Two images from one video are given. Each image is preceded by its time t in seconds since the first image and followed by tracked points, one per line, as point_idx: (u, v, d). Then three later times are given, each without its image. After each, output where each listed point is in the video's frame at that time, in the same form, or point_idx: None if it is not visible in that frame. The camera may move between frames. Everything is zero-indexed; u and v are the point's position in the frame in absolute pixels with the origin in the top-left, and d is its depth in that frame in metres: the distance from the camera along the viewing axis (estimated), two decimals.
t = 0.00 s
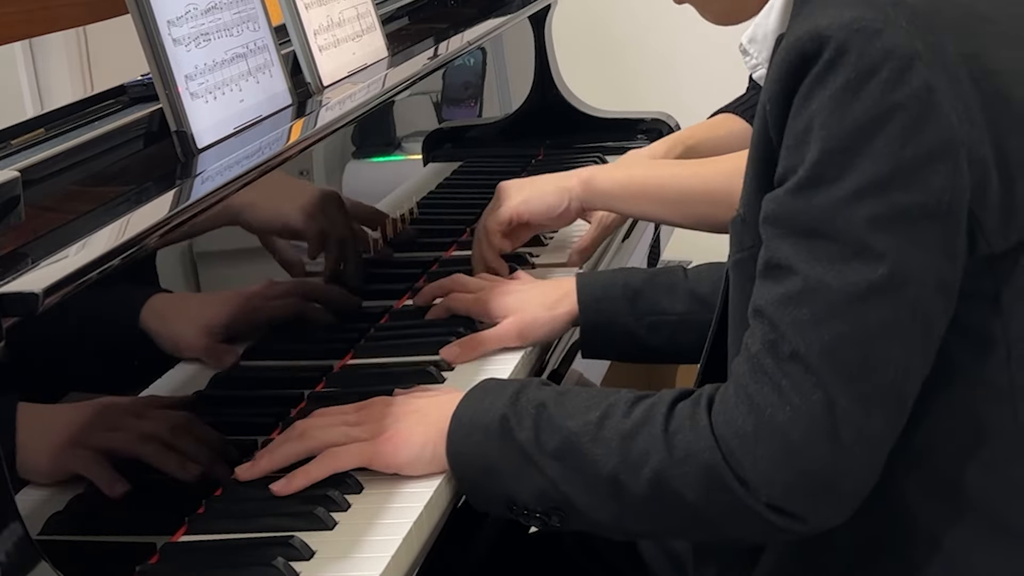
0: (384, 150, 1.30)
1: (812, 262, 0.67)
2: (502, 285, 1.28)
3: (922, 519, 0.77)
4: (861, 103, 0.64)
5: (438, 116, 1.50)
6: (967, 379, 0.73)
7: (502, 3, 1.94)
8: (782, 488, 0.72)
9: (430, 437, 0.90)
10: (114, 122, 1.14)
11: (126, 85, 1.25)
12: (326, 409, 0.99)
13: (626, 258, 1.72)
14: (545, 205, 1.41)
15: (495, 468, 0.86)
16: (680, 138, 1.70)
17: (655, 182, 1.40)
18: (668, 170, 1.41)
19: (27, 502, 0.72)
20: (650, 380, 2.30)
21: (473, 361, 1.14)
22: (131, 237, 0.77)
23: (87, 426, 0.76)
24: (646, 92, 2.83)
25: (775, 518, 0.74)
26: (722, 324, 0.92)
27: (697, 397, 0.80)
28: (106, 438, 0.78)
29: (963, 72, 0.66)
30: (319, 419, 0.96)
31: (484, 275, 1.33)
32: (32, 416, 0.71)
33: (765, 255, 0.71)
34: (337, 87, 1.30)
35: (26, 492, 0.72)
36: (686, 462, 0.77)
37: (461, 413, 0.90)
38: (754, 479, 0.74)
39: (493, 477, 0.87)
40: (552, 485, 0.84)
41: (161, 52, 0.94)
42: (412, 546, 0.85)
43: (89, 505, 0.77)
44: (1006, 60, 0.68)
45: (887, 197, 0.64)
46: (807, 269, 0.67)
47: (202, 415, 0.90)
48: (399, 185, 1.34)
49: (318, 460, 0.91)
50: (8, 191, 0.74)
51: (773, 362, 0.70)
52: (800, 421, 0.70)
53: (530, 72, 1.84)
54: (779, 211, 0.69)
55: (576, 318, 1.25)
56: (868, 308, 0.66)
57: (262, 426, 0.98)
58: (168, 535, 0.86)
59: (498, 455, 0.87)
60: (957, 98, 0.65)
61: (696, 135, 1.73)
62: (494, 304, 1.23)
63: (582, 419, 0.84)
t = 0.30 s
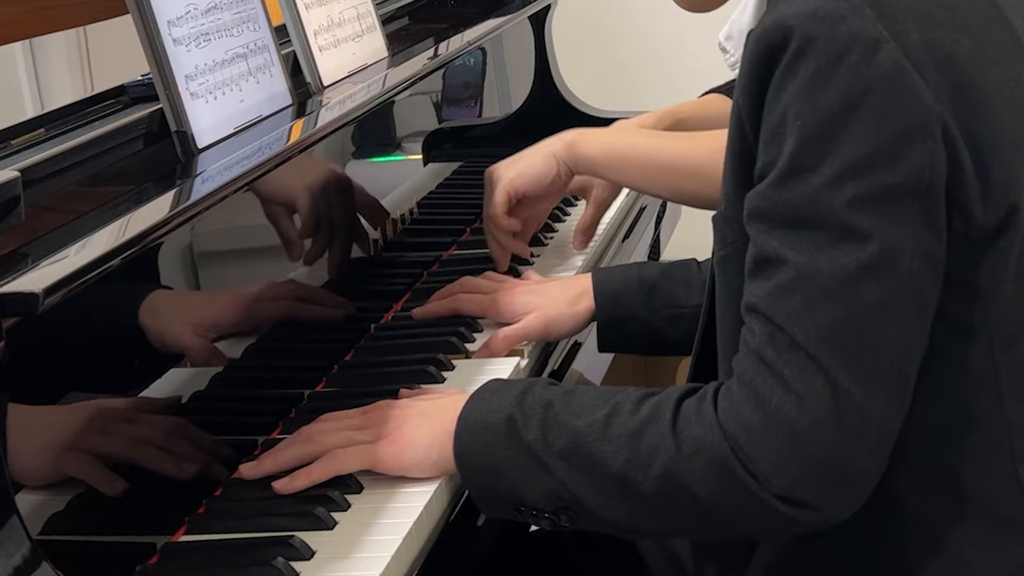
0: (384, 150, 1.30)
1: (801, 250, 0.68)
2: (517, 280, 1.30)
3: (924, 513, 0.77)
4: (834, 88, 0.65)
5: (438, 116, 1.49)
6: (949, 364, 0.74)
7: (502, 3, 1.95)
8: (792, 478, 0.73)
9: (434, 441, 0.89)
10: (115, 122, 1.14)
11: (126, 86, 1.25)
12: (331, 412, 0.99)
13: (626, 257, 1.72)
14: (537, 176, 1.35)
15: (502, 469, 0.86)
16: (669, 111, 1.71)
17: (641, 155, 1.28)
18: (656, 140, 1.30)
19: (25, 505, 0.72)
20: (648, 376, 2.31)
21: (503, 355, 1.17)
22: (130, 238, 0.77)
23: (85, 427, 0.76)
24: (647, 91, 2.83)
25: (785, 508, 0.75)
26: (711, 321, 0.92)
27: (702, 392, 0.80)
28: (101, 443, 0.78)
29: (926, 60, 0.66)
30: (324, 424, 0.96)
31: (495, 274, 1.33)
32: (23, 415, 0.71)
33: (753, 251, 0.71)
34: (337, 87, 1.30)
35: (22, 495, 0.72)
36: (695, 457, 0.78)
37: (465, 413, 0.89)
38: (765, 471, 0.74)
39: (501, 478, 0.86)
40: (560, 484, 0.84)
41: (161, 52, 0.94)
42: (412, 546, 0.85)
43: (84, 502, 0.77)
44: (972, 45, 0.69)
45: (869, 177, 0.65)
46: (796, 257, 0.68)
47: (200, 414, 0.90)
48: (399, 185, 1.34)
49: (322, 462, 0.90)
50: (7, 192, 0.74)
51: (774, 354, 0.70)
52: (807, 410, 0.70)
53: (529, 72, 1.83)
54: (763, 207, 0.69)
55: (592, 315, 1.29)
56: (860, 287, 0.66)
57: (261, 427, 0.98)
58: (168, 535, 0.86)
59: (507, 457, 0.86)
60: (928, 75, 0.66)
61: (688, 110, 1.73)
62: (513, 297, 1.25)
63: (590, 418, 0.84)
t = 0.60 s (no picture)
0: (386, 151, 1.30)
1: (790, 232, 0.69)
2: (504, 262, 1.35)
3: (924, 503, 0.77)
4: (816, 69, 0.66)
5: (438, 116, 1.48)
6: (938, 348, 0.74)
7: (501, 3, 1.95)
8: (792, 459, 0.73)
9: (435, 436, 0.89)
10: (114, 122, 1.14)
11: (127, 86, 1.25)
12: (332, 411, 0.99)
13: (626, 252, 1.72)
14: (522, 112, 1.28)
15: (502, 464, 0.86)
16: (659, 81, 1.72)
17: (634, 103, 1.22)
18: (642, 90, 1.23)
19: (25, 504, 0.73)
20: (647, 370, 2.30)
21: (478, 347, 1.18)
22: (131, 238, 0.77)
23: (85, 424, 0.76)
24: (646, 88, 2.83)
25: (784, 489, 0.74)
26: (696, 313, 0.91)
27: (700, 378, 0.80)
28: (99, 441, 0.78)
29: (903, 41, 0.67)
30: (325, 424, 0.95)
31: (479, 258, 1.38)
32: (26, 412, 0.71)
33: (743, 236, 0.72)
34: (337, 87, 1.30)
35: (23, 495, 0.72)
36: (693, 441, 0.78)
37: (465, 409, 0.89)
38: (764, 452, 0.74)
39: (502, 474, 0.86)
40: (562, 476, 0.84)
41: (161, 52, 0.94)
42: (412, 546, 0.85)
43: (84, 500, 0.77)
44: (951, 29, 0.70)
45: (855, 155, 0.66)
46: (786, 239, 0.69)
47: (200, 413, 0.89)
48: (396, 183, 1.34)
49: (322, 458, 0.91)
50: (7, 191, 0.74)
51: (768, 336, 0.71)
52: (802, 389, 0.70)
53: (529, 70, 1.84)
54: (751, 190, 0.70)
55: (572, 299, 1.29)
56: (851, 264, 0.67)
57: (261, 426, 0.98)
58: (168, 535, 0.86)
59: (507, 452, 0.86)
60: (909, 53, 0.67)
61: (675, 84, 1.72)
62: (497, 279, 1.29)
63: (589, 408, 0.84)
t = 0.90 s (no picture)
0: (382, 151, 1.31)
1: (787, 228, 0.69)
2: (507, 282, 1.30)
3: (920, 500, 0.77)
4: (817, 65, 0.66)
5: (438, 116, 1.50)
6: (939, 347, 0.74)
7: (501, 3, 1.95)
8: (785, 455, 0.73)
9: (432, 434, 0.90)
10: (114, 122, 1.14)
11: (127, 86, 1.27)
12: (326, 408, 0.98)
13: (626, 252, 1.72)
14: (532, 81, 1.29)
15: (499, 462, 0.86)
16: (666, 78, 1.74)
17: (644, 98, 1.30)
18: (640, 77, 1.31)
19: (27, 502, 0.73)
20: (648, 369, 2.30)
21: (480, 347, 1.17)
22: (131, 238, 0.77)
23: (86, 424, 0.77)
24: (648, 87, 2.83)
25: (777, 486, 0.74)
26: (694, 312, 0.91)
27: (693, 375, 0.81)
28: (105, 439, 0.79)
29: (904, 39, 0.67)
30: (320, 419, 0.95)
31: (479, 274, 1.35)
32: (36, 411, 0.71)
33: (740, 232, 0.72)
34: (337, 87, 1.30)
35: (26, 492, 0.73)
36: (687, 438, 0.78)
37: (460, 405, 0.90)
38: (756, 447, 0.74)
39: (498, 471, 0.86)
40: (555, 474, 0.84)
41: (161, 52, 0.94)
42: (412, 547, 0.85)
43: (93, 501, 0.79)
44: (950, 26, 0.70)
45: (854, 152, 0.66)
46: (783, 235, 0.69)
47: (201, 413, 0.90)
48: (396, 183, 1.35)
49: (321, 468, 0.90)
50: (7, 192, 0.74)
51: (763, 332, 0.71)
52: (796, 385, 0.70)
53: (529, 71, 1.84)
54: (750, 186, 0.70)
55: (576, 311, 1.27)
56: (847, 262, 0.67)
57: (261, 427, 0.98)
58: (168, 535, 0.85)
59: (501, 450, 0.86)
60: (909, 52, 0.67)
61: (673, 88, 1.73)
62: (498, 295, 1.26)
63: (582, 405, 0.85)
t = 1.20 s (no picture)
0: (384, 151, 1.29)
1: (790, 231, 0.69)
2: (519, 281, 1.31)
3: (920, 499, 0.77)
4: (826, 69, 0.66)
5: (438, 116, 1.49)
6: (944, 350, 0.74)
7: (501, 3, 1.95)
8: (780, 455, 0.73)
9: (430, 432, 0.91)
10: (114, 122, 1.14)
11: (127, 86, 1.25)
12: (324, 404, 0.99)
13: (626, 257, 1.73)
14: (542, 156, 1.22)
15: (494, 458, 0.87)
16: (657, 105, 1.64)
17: (674, 158, 1.19)
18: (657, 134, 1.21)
19: (29, 501, 0.72)
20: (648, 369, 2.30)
21: (507, 355, 1.16)
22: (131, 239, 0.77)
23: (86, 423, 0.77)
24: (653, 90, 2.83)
25: (774, 486, 0.74)
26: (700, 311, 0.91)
27: (691, 373, 0.80)
28: (108, 436, 0.79)
29: (920, 45, 0.67)
30: (317, 416, 0.96)
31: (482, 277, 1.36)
32: (40, 408, 0.72)
33: (744, 232, 0.72)
34: (337, 87, 1.30)
35: (27, 491, 0.72)
36: (687, 435, 0.77)
37: (460, 407, 0.89)
38: (752, 448, 0.74)
39: (494, 468, 0.87)
40: (553, 473, 0.85)
41: (161, 52, 0.94)
42: (412, 547, 0.85)
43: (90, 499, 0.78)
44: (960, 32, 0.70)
45: (859, 156, 0.66)
46: (785, 237, 0.69)
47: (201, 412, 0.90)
48: (393, 191, 1.31)
49: (320, 468, 0.90)
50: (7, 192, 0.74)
51: (762, 333, 0.71)
52: (794, 386, 0.70)
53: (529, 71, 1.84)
54: (756, 186, 0.70)
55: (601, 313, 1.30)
56: (848, 267, 0.67)
57: (261, 427, 0.98)
58: (168, 535, 0.85)
59: (497, 447, 0.87)
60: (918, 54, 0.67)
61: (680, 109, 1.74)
62: (518, 293, 1.27)
63: (580, 403, 0.85)
